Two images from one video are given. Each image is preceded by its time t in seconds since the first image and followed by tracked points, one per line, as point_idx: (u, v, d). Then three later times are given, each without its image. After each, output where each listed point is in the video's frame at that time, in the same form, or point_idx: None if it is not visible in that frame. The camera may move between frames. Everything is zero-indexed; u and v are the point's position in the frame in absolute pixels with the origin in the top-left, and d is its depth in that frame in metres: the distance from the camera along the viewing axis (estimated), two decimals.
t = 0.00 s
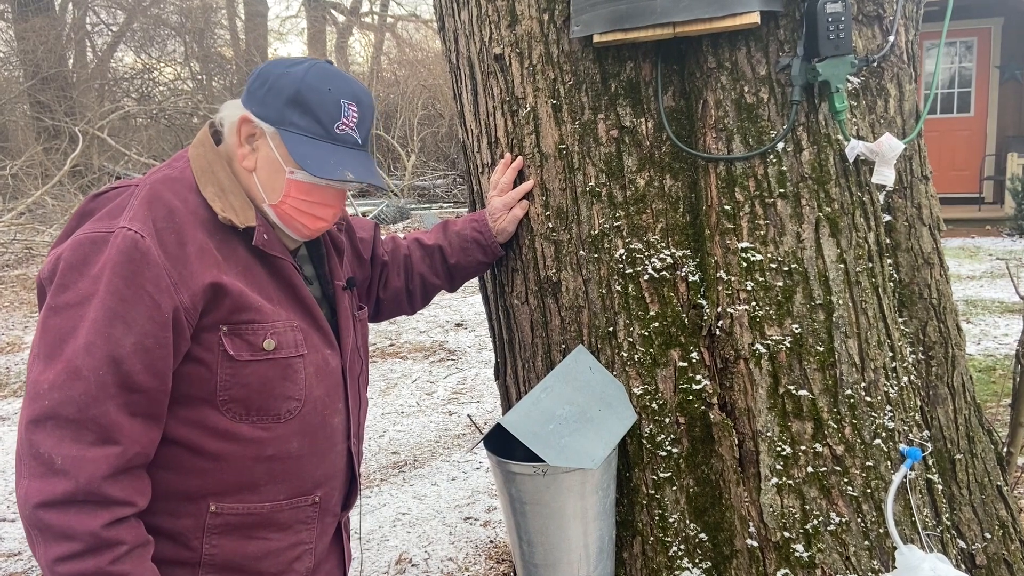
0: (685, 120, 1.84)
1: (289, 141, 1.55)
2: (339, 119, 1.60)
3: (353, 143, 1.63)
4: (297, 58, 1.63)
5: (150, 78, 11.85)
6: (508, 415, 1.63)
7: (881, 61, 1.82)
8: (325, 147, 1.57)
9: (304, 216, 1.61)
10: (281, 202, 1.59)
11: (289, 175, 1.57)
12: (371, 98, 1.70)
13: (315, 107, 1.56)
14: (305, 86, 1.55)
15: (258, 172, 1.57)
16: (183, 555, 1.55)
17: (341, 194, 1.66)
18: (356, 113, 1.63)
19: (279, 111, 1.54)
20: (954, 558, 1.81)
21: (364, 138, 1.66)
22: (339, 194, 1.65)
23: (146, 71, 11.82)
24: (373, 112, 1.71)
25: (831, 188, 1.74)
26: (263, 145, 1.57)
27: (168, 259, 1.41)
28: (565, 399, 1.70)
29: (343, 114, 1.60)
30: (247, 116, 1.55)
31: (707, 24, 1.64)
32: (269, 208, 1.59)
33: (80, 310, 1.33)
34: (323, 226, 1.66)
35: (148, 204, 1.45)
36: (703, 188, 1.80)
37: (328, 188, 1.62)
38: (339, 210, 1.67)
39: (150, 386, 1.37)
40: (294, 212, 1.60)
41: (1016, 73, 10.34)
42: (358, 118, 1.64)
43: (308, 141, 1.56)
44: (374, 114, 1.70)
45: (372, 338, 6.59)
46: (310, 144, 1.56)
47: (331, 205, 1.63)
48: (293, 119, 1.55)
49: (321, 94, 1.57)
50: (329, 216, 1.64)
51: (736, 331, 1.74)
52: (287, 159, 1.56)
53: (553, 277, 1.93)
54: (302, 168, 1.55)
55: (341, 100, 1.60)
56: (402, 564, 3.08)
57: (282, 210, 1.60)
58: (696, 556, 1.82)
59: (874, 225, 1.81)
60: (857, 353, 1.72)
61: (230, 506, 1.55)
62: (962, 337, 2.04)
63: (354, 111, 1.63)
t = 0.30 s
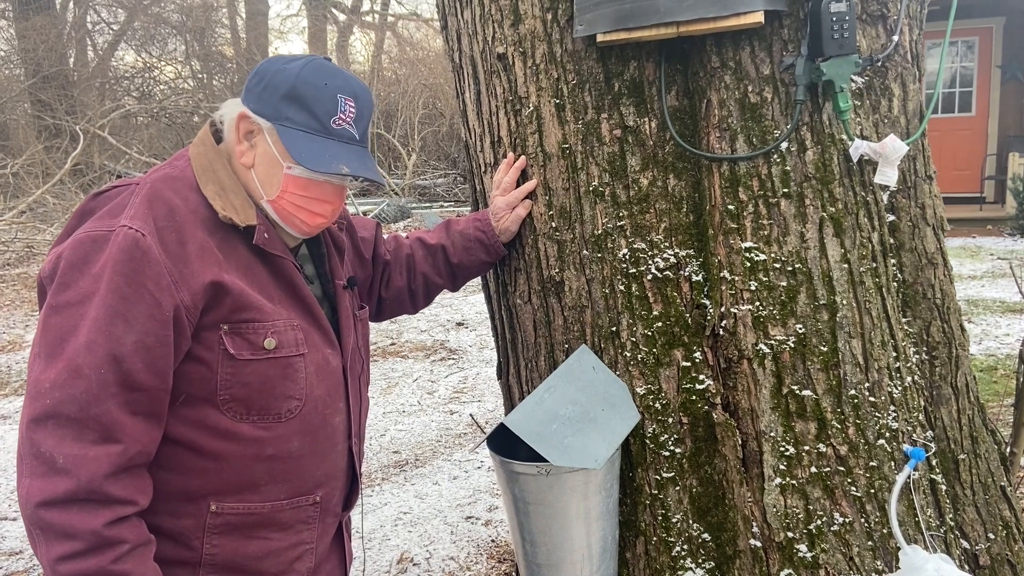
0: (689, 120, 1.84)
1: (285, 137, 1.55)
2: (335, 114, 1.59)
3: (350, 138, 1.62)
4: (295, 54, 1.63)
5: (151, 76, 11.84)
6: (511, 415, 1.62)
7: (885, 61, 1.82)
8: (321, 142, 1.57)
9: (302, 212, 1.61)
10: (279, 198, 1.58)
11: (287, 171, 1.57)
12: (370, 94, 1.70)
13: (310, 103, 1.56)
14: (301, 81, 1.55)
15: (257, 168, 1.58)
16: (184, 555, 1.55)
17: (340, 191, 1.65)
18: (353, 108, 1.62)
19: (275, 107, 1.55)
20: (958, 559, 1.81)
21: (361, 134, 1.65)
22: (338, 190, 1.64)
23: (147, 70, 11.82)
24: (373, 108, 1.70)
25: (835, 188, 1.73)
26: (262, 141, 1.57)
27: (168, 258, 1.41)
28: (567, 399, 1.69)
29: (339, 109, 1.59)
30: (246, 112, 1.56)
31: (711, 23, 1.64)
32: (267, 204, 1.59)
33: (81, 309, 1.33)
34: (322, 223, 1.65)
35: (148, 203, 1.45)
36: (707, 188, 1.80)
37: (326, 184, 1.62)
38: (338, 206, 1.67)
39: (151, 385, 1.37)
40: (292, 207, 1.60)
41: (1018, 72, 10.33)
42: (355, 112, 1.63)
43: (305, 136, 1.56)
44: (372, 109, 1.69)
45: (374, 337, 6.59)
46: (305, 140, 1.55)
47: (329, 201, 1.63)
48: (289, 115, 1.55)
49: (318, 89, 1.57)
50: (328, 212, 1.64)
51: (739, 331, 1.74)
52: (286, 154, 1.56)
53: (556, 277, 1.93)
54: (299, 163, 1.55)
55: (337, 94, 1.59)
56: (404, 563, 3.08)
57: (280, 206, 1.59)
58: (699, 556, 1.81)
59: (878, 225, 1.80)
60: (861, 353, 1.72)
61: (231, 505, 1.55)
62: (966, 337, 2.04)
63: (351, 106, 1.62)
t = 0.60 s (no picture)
0: (689, 120, 1.84)
1: (281, 134, 1.55)
2: (332, 110, 1.59)
3: (348, 135, 1.62)
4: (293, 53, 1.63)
5: (151, 75, 11.84)
6: (511, 415, 1.63)
7: (886, 60, 1.82)
8: (317, 139, 1.57)
9: (300, 208, 1.61)
10: (276, 195, 1.59)
11: (284, 167, 1.57)
12: (368, 91, 1.69)
13: (307, 99, 1.56)
14: (297, 78, 1.55)
15: (254, 166, 1.59)
16: (184, 553, 1.55)
17: (337, 188, 1.66)
18: (350, 104, 1.62)
19: (272, 104, 1.55)
20: (958, 558, 1.81)
21: (359, 130, 1.65)
22: (335, 187, 1.65)
23: (148, 69, 11.82)
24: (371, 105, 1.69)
25: (835, 188, 1.73)
26: (260, 139, 1.57)
27: (167, 256, 1.41)
28: (568, 398, 1.69)
29: (336, 106, 1.59)
30: (244, 110, 1.57)
31: (712, 23, 1.64)
32: (264, 201, 1.59)
33: (80, 308, 1.34)
34: (320, 220, 1.65)
35: (148, 202, 1.45)
36: (707, 187, 1.80)
37: (324, 182, 1.62)
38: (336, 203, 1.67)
39: (150, 383, 1.37)
40: (290, 204, 1.60)
41: (1018, 72, 10.33)
42: (353, 109, 1.62)
43: (302, 134, 1.56)
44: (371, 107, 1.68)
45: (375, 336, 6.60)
46: (301, 137, 1.56)
47: (326, 198, 1.63)
48: (286, 112, 1.55)
49: (314, 86, 1.57)
50: (325, 208, 1.64)
51: (739, 330, 1.74)
52: (283, 151, 1.57)
53: (557, 276, 1.93)
54: (296, 161, 1.56)
55: (334, 91, 1.59)
56: (404, 562, 3.08)
57: (278, 203, 1.59)
58: (699, 555, 1.82)
59: (878, 225, 1.80)
60: (861, 353, 1.72)
61: (230, 503, 1.55)
62: (966, 337, 2.04)
63: (349, 102, 1.62)
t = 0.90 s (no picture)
0: (688, 119, 1.84)
1: (249, 103, 1.56)
2: (300, 76, 1.58)
3: (317, 99, 1.59)
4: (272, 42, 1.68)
5: (151, 75, 11.84)
6: (511, 414, 1.63)
7: (884, 60, 1.82)
8: (283, 103, 1.56)
9: (277, 180, 1.61)
10: (253, 169, 1.60)
11: (257, 140, 1.60)
12: (344, 68, 1.69)
13: (274, 67, 1.57)
14: (265, 50, 1.57)
15: (234, 147, 1.62)
16: (180, 551, 1.55)
17: (313, 159, 1.67)
18: (320, 73, 1.61)
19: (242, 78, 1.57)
20: (955, 557, 1.82)
21: (332, 99, 1.62)
22: (311, 157, 1.66)
23: (148, 68, 11.82)
24: (349, 81, 1.68)
25: (834, 188, 1.74)
26: (239, 119, 1.62)
27: (163, 252, 1.42)
28: (568, 397, 1.70)
29: (303, 71, 1.58)
30: (223, 96, 1.63)
31: (711, 23, 1.64)
32: (244, 179, 1.61)
33: (77, 303, 1.34)
34: (301, 192, 1.64)
35: (144, 197, 1.46)
36: (706, 187, 1.80)
37: (298, 151, 1.63)
38: (314, 174, 1.66)
39: (146, 377, 1.37)
40: (267, 176, 1.60)
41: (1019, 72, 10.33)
42: (323, 78, 1.61)
43: (269, 97, 1.55)
44: (346, 81, 1.67)
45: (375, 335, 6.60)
46: (267, 101, 1.55)
47: (302, 167, 1.63)
48: (254, 83, 1.57)
49: (281, 54, 1.58)
50: (303, 178, 1.63)
51: (738, 330, 1.75)
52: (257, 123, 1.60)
53: (556, 276, 1.94)
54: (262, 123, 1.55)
55: (302, 60, 1.60)
56: (404, 561, 3.08)
57: (254, 175, 1.60)
58: (697, 553, 1.82)
59: (877, 224, 1.81)
60: (859, 352, 1.73)
61: (226, 500, 1.55)
62: (965, 337, 2.05)
63: (319, 72, 1.61)
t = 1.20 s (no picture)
0: (688, 120, 1.84)
1: (223, 90, 1.61)
2: (268, 57, 1.60)
3: (285, 79, 1.61)
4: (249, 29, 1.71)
5: (152, 75, 11.84)
6: (510, 413, 1.63)
7: (885, 60, 1.82)
8: (253, 85, 1.58)
9: (257, 163, 1.63)
10: (231, 154, 1.63)
11: (232, 124, 1.64)
12: (316, 45, 1.70)
13: (242, 51, 1.59)
14: (234, 35, 1.60)
15: (215, 138, 1.66)
16: (172, 547, 1.55)
17: (289, 136, 1.69)
18: (289, 51, 1.62)
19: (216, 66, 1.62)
20: (955, 558, 1.82)
21: (302, 76, 1.63)
22: (286, 135, 1.69)
23: (149, 68, 11.81)
24: (321, 57, 1.68)
25: (834, 187, 1.74)
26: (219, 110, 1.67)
27: (147, 242, 1.43)
28: (567, 397, 1.70)
29: (271, 52, 1.59)
30: (203, 93, 1.68)
31: (711, 22, 1.64)
32: (226, 166, 1.64)
33: (62, 294, 1.36)
34: (281, 171, 1.67)
35: (130, 190, 1.47)
36: (706, 187, 1.80)
37: (273, 131, 1.66)
38: (292, 152, 1.69)
39: (129, 367, 1.37)
40: (246, 159, 1.63)
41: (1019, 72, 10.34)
42: (292, 56, 1.62)
43: (238, 81, 1.59)
44: (318, 57, 1.67)
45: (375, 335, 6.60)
46: (237, 85, 1.59)
47: (278, 145, 1.66)
48: (226, 69, 1.61)
49: (249, 36, 1.60)
50: (282, 157, 1.65)
51: (738, 329, 1.74)
52: (233, 108, 1.64)
53: (556, 276, 1.94)
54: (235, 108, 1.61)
55: (269, 40, 1.61)
56: (404, 561, 3.08)
57: (234, 161, 1.63)
58: (697, 554, 1.82)
59: (877, 224, 1.81)
60: (859, 352, 1.73)
61: (216, 495, 1.55)
62: (965, 337, 2.05)
63: (287, 51, 1.62)
